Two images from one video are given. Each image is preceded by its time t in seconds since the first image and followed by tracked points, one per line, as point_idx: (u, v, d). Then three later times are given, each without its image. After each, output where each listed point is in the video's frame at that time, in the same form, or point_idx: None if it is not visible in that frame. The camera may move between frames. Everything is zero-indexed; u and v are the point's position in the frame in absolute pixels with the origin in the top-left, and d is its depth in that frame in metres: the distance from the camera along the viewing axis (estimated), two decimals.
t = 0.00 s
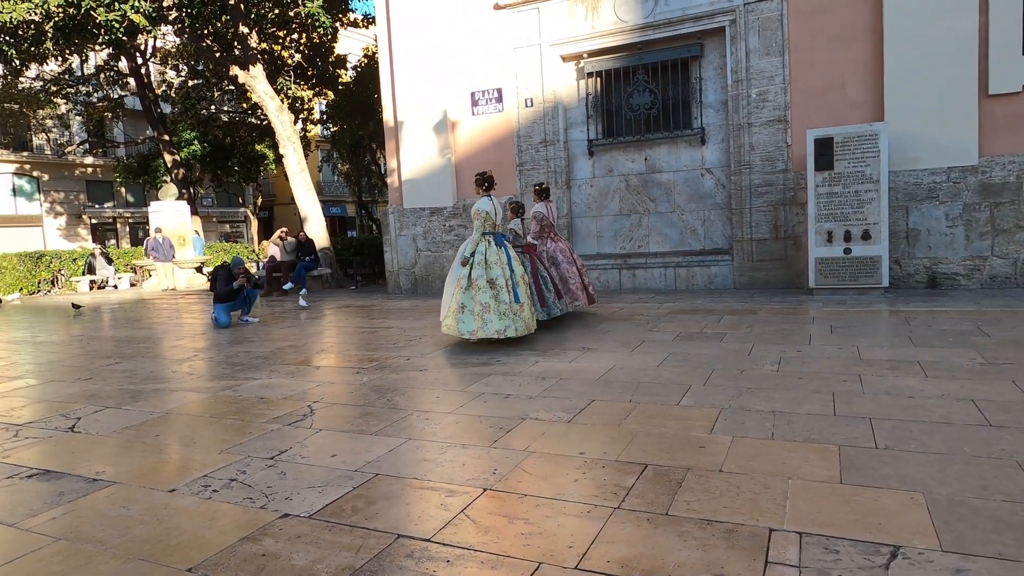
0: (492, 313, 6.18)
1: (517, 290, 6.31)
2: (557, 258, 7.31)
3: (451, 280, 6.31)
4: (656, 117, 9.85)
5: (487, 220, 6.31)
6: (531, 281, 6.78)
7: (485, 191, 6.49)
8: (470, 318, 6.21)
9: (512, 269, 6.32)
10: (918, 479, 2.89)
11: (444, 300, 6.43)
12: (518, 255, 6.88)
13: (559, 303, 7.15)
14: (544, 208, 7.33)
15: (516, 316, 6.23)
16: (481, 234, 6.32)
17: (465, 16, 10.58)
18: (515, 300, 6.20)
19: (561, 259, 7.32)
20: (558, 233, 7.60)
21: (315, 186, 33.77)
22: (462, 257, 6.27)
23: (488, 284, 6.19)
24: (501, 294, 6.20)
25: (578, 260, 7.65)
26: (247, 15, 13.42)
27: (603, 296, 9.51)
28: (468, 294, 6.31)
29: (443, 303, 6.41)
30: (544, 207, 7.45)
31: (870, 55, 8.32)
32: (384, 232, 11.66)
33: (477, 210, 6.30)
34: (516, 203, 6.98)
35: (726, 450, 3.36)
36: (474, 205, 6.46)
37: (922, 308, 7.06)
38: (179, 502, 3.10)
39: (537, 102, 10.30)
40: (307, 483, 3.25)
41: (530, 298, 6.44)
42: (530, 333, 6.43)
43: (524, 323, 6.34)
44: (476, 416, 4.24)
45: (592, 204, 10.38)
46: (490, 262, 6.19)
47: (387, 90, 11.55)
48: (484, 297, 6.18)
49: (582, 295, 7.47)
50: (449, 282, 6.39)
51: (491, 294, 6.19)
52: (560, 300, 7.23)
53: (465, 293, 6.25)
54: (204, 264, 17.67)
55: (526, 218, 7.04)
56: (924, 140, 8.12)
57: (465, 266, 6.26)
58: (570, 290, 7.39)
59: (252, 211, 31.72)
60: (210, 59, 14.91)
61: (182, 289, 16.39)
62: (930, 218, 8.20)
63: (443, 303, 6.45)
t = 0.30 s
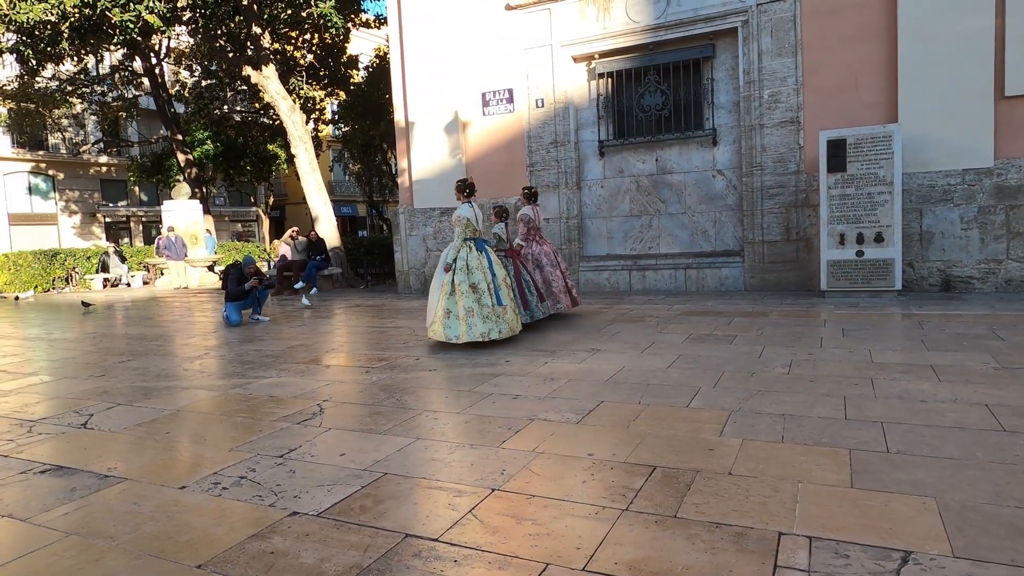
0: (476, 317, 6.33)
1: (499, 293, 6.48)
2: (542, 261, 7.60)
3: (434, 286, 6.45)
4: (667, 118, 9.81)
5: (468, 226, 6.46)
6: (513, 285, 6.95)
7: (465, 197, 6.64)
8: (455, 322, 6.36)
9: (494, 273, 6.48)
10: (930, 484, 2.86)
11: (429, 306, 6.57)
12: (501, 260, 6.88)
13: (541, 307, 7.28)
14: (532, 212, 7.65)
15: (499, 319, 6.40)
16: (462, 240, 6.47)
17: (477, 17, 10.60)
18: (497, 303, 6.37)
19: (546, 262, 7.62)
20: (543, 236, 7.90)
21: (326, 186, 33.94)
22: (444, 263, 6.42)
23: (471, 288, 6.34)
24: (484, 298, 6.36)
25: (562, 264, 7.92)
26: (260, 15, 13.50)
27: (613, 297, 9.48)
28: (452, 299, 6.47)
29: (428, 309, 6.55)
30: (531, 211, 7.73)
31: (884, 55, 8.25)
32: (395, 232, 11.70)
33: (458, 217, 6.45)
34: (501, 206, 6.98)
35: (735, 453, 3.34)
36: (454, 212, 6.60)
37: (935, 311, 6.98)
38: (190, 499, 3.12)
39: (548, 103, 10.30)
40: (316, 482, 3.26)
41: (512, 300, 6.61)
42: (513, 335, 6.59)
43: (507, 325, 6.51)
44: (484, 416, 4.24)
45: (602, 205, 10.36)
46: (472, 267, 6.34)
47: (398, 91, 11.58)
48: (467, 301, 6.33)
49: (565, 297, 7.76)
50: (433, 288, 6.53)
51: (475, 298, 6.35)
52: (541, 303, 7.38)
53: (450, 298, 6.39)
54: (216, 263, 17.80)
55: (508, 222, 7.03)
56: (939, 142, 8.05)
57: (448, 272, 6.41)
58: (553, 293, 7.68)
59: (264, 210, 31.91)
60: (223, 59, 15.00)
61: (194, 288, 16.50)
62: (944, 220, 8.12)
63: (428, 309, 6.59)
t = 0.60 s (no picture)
0: (455, 311, 6.39)
1: (480, 290, 6.54)
2: (534, 262, 7.77)
3: (417, 280, 6.50)
4: (679, 119, 9.78)
5: (452, 222, 6.52)
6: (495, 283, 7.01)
7: (451, 195, 6.68)
8: (435, 316, 6.41)
9: (475, 269, 6.54)
10: (940, 491, 2.83)
11: (411, 300, 6.63)
12: (484, 257, 7.06)
13: (521, 305, 7.41)
14: (523, 213, 7.69)
15: (478, 315, 6.45)
16: (445, 236, 6.52)
17: (489, 16, 10.61)
18: (477, 299, 6.42)
19: (538, 262, 7.79)
20: (535, 237, 8.06)
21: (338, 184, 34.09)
22: (427, 258, 6.48)
23: (452, 283, 6.40)
24: (464, 293, 6.42)
25: (551, 264, 8.10)
26: (274, 12, 13.56)
27: (623, 298, 9.46)
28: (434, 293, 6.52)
29: (410, 302, 6.60)
30: (523, 212, 7.80)
31: (900, 59, 8.18)
32: (405, 230, 11.73)
33: (442, 214, 6.52)
34: (486, 206, 7.31)
35: (743, 456, 3.32)
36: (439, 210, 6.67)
37: (948, 317, 6.92)
38: (197, 492, 3.15)
39: (560, 103, 10.28)
40: (323, 477, 3.28)
41: (493, 297, 6.67)
42: (492, 331, 6.64)
43: (487, 322, 6.56)
44: (492, 415, 4.25)
45: (613, 206, 10.34)
46: (454, 262, 6.40)
47: (410, 89, 11.62)
48: (448, 296, 6.39)
49: (554, 298, 7.96)
50: (416, 282, 6.58)
51: (455, 293, 6.40)
52: (524, 301, 7.52)
53: (431, 292, 6.45)
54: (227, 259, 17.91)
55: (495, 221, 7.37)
56: (954, 146, 7.97)
57: (431, 267, 6.46)
58: (543, 294, 7.86)
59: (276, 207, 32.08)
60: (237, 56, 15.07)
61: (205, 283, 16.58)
62: (959, 225, 8.05)
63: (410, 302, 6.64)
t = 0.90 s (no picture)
0: (435, 312, 6.47)
1: (461, 290, 6.61)
2: (520, 262, 7.88)
3: (399, 282, 6.59)
4: (688, 120, 9.75)
5: (433, 225, 6.57)
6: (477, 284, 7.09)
7: (433, 198, 6.72)
8: (416, 316, 6.49)
9: (456, 270, 6.61)
10: (949, 495, 2.81)
11: (395, 302, 6.72)
12: (466, 258, 7.17)
13: (506, 305, 7.47)
14: (510, 214, 7.82)
15: (459, 315, 6.52)
16: (427, 239, 6.59)
17: (497, 16, 10.62)
18: (458, 299, 6.48)
19: (523, 263, 7.89)
20: (521, 237, 8.13)
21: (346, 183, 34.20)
22: (409, 260, 6.57)
23: (432, 284, 6.48)
24: (444, 294, 6.49)
25: (539, 264, 8.20)
26: (284, 13, 13.61)
27: (630, 299, 9.44)
28: (415, 295, 6.61)
29: (393, 304, 6.69)
30: (509, 213, 7.91)
31: (910, 59, 8.13)
32: (414, 230, 11.75)
33: (424, 217, 6.57)
34: (471, 208, 7.37)
35: (751, 458, 3.31)
36: (421, 213, 6.72)
37: (959, 319, 6.86)
38: (206, 490, 3.16)
39: (568, 103, 10.28)
40: (330, 476, 3.29)
41: (474, 297, 6.74)
42: (473, 331, 6.71)
43: (468, 322, 6.63)
44: (499, 415, 4.25)
45: (621, 207, 10.33)
46: (434, 264, 6.47)
47: (419, 89, 11.65)
48: (428, 297, 6.47)
49: (541, 297, 8.06)
50: (398, 284, 6.68)
51: (436, 293, 6.48)
52: (508, 301, 7.61)
53: (412, 293, 6.53)
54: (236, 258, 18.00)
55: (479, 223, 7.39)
56: (965, 147, 7.91)
57: (412, 269, 6.55)
58: (530, 293, 7.97)
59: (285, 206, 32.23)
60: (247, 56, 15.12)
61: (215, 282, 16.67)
62: (970, 227, 7.99)
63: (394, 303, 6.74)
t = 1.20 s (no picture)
0: (415, 311, 6.60)
1: (440, 290, 6.72)
2: (502, 264, 7.85)
3: (381, 280, 6.73)
4: (691, 121, 9.75)
5: (414, 225, 6.64)
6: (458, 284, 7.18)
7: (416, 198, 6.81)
8: (395, 314, 6.64)
9: (436, 270, 6.71)
10: (954, 497, 2.80)
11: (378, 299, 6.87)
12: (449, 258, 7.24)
13: (485, 306, 7.52)
14: (494, 217, 7.75)
15: (437, 314, 6.63)
16: (408, 239, 6.70)
17: (499, 18, 10.63)
18: (436, 299, 6.60)
19: (507, 264, 7.87)
20: (507, 239, 8.08)
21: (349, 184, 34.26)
22: (390, 259, 6.70)
23: (411, 283, 6.60)
24: (423, 293, 6.61)
25: (524, 266, 8.15)
26: (287, 14, 13.62)
27: (633, 300, 9.44)
28: (397, 293, 6.74)
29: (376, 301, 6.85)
30: (495, 215, 7.86)
31: (914, 60, 8.12)
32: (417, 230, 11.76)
33: (405, 217, 6.65)
34: (454, 209, 7.38)
35: (754, 459, 3.31)
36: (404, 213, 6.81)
37: (963, 320, 6.84)
38: (209, 491, 3.17)
39: (572, 104, 10.28)
40: (333, 477, 3.29)
41: (454, 297, 6.84)
42: (452, 329, 6.82)
43: (447, 321, 6.74)
44: (501, 416, 4.25)
45: (624, 208, 10.32)
46: (414, 264, 6.59)
47: (423, 89, 11.67)
48: (408, 296, 6.60)
49: (523, 299, 8.01)
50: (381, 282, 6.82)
51: (415, 293, 6.61)
52: (488, 303, 7.62)
53: (393, 292, 6.67)
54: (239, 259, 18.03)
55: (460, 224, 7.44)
56: (969, 148, 7.90)
57: (394, 268, 6.68)
58: (513, 295, 7.93)
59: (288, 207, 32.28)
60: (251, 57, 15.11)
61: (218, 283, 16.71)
62: (975, 228, 7.96)
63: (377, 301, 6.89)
